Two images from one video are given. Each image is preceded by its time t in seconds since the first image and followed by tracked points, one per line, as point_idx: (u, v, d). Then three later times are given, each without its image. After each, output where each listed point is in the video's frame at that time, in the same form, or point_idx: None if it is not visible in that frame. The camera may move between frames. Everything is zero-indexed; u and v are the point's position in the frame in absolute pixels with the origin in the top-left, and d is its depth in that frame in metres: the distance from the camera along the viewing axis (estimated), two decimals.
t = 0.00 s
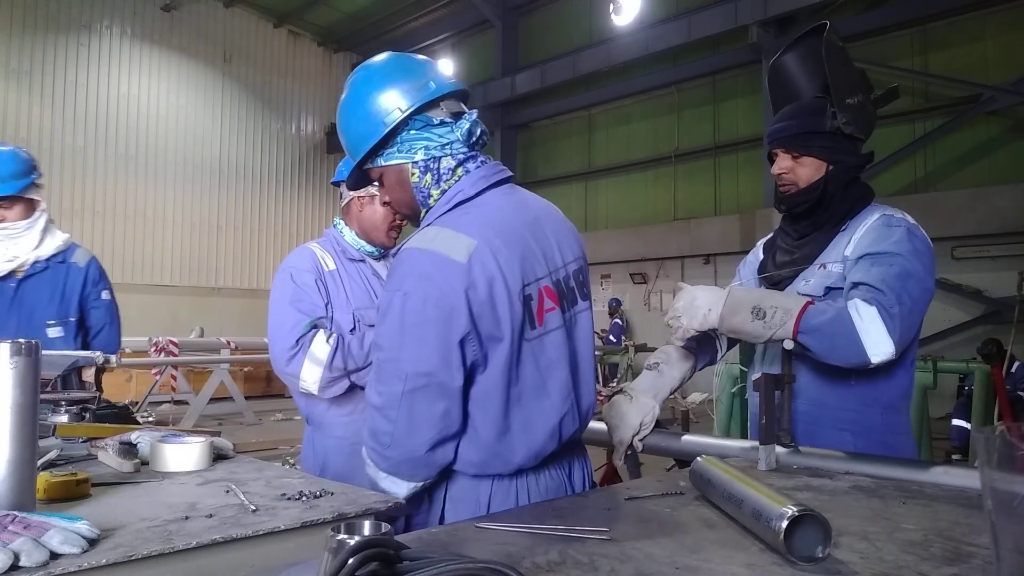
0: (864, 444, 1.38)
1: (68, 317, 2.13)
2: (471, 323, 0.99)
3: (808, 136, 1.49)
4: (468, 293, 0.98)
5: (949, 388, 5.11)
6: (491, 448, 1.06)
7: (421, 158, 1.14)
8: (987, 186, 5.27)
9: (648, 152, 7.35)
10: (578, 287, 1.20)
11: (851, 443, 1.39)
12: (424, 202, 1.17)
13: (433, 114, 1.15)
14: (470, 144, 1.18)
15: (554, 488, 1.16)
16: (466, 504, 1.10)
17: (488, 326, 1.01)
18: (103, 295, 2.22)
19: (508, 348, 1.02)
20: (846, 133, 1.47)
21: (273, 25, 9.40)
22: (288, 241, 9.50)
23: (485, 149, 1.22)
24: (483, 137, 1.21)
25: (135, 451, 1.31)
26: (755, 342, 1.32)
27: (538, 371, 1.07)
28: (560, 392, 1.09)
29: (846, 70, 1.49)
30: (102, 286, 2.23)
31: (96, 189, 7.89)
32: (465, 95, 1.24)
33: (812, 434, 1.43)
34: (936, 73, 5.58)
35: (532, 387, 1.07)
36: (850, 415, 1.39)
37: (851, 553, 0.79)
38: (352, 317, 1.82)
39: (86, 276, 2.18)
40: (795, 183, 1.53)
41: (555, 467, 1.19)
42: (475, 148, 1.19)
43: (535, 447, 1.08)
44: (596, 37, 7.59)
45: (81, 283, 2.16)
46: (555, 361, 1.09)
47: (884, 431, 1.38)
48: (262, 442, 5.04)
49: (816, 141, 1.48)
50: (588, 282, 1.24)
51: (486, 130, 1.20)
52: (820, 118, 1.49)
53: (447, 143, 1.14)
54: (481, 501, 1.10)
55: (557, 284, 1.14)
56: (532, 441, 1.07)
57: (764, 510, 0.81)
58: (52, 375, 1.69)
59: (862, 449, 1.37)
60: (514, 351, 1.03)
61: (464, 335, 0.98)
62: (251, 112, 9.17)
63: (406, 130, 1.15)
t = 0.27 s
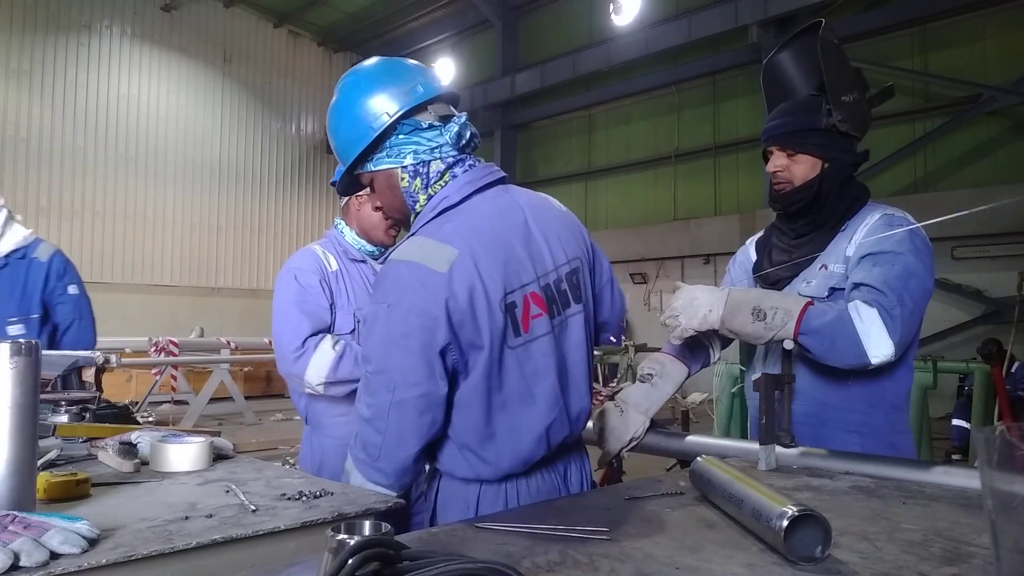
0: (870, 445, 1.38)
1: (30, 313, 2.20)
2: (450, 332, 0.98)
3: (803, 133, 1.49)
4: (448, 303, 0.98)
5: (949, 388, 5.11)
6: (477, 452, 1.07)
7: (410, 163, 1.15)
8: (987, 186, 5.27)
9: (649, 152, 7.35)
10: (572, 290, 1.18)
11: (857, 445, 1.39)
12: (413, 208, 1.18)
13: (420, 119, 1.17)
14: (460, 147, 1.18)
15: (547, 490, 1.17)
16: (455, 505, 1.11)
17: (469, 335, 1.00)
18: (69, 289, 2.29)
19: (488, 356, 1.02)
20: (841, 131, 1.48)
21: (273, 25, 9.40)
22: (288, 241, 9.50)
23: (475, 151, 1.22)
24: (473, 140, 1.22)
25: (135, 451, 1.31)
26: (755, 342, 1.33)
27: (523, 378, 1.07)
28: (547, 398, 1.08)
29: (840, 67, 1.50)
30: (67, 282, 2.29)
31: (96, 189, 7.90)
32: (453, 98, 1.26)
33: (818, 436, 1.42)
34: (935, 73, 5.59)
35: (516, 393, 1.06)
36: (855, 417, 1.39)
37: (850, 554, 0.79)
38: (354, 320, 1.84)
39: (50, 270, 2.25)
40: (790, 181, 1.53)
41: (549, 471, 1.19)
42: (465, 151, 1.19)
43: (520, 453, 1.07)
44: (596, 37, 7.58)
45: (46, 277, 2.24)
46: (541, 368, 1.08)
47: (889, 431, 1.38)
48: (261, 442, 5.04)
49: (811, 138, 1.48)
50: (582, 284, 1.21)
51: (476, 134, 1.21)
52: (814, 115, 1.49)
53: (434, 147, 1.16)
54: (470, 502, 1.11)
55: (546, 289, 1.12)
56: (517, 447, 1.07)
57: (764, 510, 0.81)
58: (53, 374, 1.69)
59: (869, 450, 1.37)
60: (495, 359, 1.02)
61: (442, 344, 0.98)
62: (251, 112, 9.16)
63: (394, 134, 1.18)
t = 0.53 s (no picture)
0: (867, 446, 1.38)
1: None
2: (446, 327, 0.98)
3: (801, 132, 1.49)
4: (442, 299, 0.98)
5: (949, 387, 5.11)
6: (478, 451, 1.07)
7: (402, 164, 1.16)
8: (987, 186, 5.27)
9: (649, 152, 7.36)
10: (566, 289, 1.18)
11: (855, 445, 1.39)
12: (405, 208, 1.19)
13: (411, 119, 1.18)
14: (451, 149, 1.18)
15: (546, 488, 1.18)
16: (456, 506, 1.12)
17: (465, 331, 1.00)
18: (37, 287, 2.26)
19: (485, 350, 1.02)
20: (838, 130, 1.47)
21: (273, 25, 9.40)
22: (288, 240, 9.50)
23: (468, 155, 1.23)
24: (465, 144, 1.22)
25: (135, 451, 1.31)
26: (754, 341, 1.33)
27: (521, 372, 1.06)
28: (544, 393, 1.08)
29: (839, 66, 1.50)
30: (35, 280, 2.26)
31: (96, 189, 7.90)
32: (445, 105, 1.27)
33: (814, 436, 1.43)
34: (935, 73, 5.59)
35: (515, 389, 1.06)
36: (852, 418, 1.39)
37: (851, 554, 0.79)
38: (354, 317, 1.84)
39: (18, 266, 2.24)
40: (788, 180, 1.53)
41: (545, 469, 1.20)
42: (458, 152, 1.20)
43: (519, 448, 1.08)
44: (596, 37, 7.58)
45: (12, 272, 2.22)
46: (538, 363, 1.08)
47: (887, 432, 1.38)
48: (262, 442, 5.04)
49: (808, 138, 1.48)
50: (576, 282, 1.21)
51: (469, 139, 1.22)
52: (811, 114, 1.49)
53: (426, 148, 1.16)
54: (473, 503, 1.12)
55: (540, 285, 1.12)
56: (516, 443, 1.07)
57: (764, 510, 0.81)
58: (52, 375, 1.69)
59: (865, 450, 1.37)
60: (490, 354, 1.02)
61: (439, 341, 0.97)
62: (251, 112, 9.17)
63: (385, 135, 1.19)
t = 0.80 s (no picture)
0: (857, 447, 1.38)
1: None
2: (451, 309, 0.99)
3: (804, 132, 1.50)
4: (444, 276, 0.99)
5: (949, 387, 5.11)
6: (480, 436, 1.07)
7: (401, 167, 1.17)
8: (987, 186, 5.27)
9: (649, 152, 7.36)
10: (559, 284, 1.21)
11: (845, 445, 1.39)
12: (405, 209, 1.19)
13: (413, 125, 1.20)
14: (450, 156, 1.19)
15: (548, 486, 1.17)
16: (460, 500, 1.11)
17: (469, 312, 1.01)
18: (16, 286, 2.26)
19: (489, 331, 1.03)
20: (841, 129, 1.47)
21: (273, 25, 9.40)
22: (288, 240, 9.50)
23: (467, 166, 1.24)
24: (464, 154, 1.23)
25: (135, 452, 1.31)
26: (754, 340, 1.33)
27: (524, 354, 1.07)
28: (545, 378, 1.09)
29: (844, 66, 1.50)
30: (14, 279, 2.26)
31: (95, 189, 7.90)
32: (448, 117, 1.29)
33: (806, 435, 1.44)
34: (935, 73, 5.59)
35: (519, 372, 1.07)
36: (845, 418, 1.39)
37: (851, 553, 0.79)
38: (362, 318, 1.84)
39: None
40: (792, 180, 1.54)
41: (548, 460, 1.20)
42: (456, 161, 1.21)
43: (522, 434, 1.08)
44: (596, 38, 7.58)
45: None
46: (538, 346, 1.10)
47: (879, 435, 1.37)
48: (262, 442, 5.05)
49: (810, 137, 1.49)
50: (570, 280, 1.24)
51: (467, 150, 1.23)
52: (815, 114, 1.50)
53: (426, 154, 1.17)
54: (474, 496, 1.11)
55: (536, 276, 1.14)
56: (521, 428, 1.07)
57: (764, 510, 0.81)
58: (52, 375, 1.69)
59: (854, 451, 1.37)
60: (493, 335, 1.03)
61: (443, 321, 0.98)
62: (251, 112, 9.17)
63: (389, 140, 1.20)
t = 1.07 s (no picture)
0: (853, 447, 1.38)
1: None
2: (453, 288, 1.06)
3: (806, 133, 1.50)
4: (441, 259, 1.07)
5: (949, 387, 5.10)
6: (487, 411, 1.12)
7: (385, 195, 1.25)
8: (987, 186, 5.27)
9: (649, 152, 7.35)
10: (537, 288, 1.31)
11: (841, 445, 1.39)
12: (388, 231, 1.28)
13: (395, 159, 1.26)
14: (431, 187, 1.27)
15: (556, 478, 1.19)
16: (471, 490, 1.13)
17: (471, 289, 1.09)
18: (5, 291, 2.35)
19: (490, 306, 1.11)
20: (844, 129, 1.47)
21: (273, 26, 9.40)
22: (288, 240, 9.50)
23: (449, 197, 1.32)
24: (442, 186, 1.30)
25: (135, 452, 1.31)
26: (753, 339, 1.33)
27: (524, 332, 1.15)
28: (539, 357, 1.17)
29: (848, 64, 1.49)
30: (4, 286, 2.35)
31: (95, 189, 7.90)
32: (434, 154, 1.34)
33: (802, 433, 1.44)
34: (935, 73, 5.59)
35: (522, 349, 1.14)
36: (843, 418, 1.39)
37: (851, 554, 0.79)
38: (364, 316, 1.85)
39: None
40: (795, 180, 1.55)
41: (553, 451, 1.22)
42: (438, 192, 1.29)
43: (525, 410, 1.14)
44: (596, 38, 7.58)
45: None
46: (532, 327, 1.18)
47: (876, 437, 1.38)
48: (262, 442, 5.05)
49: (812, 138, 1.49)
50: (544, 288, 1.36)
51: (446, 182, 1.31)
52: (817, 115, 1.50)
53: (408, 187, 1.25)
54: (489, 481, 1.13)
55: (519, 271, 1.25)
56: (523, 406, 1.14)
57: (764, 510, 0.81)
58: (53, 375, 1.69)
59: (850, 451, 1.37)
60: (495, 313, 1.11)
61: (445, 303, 1.04)
62: (251, 111, 9.17)
63: (373, 171, 1.27)
